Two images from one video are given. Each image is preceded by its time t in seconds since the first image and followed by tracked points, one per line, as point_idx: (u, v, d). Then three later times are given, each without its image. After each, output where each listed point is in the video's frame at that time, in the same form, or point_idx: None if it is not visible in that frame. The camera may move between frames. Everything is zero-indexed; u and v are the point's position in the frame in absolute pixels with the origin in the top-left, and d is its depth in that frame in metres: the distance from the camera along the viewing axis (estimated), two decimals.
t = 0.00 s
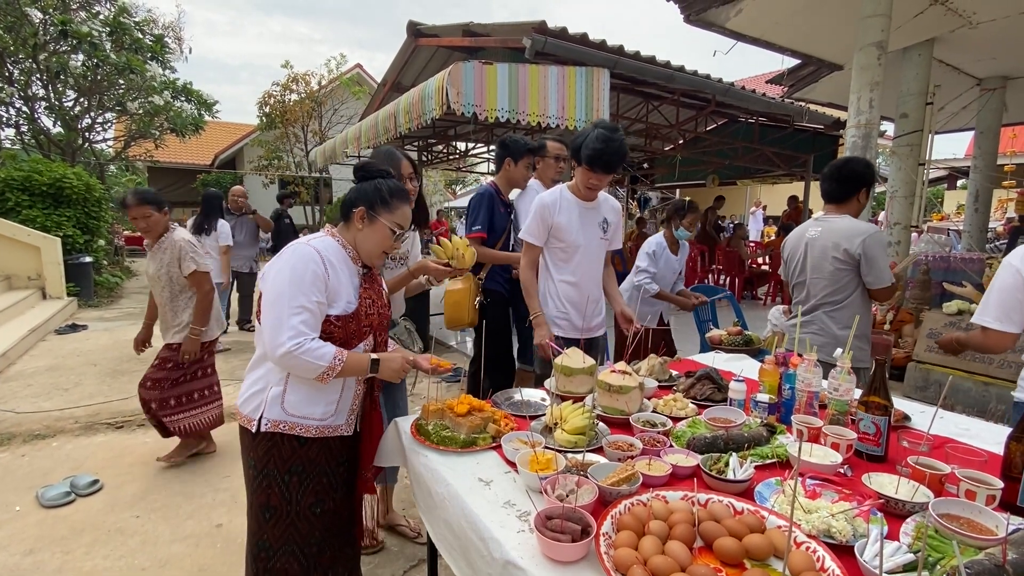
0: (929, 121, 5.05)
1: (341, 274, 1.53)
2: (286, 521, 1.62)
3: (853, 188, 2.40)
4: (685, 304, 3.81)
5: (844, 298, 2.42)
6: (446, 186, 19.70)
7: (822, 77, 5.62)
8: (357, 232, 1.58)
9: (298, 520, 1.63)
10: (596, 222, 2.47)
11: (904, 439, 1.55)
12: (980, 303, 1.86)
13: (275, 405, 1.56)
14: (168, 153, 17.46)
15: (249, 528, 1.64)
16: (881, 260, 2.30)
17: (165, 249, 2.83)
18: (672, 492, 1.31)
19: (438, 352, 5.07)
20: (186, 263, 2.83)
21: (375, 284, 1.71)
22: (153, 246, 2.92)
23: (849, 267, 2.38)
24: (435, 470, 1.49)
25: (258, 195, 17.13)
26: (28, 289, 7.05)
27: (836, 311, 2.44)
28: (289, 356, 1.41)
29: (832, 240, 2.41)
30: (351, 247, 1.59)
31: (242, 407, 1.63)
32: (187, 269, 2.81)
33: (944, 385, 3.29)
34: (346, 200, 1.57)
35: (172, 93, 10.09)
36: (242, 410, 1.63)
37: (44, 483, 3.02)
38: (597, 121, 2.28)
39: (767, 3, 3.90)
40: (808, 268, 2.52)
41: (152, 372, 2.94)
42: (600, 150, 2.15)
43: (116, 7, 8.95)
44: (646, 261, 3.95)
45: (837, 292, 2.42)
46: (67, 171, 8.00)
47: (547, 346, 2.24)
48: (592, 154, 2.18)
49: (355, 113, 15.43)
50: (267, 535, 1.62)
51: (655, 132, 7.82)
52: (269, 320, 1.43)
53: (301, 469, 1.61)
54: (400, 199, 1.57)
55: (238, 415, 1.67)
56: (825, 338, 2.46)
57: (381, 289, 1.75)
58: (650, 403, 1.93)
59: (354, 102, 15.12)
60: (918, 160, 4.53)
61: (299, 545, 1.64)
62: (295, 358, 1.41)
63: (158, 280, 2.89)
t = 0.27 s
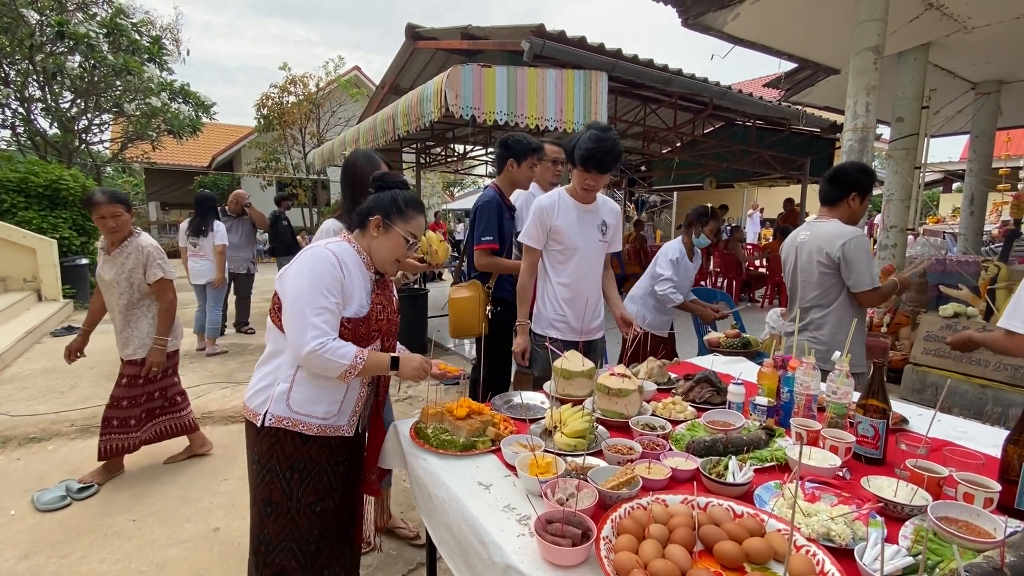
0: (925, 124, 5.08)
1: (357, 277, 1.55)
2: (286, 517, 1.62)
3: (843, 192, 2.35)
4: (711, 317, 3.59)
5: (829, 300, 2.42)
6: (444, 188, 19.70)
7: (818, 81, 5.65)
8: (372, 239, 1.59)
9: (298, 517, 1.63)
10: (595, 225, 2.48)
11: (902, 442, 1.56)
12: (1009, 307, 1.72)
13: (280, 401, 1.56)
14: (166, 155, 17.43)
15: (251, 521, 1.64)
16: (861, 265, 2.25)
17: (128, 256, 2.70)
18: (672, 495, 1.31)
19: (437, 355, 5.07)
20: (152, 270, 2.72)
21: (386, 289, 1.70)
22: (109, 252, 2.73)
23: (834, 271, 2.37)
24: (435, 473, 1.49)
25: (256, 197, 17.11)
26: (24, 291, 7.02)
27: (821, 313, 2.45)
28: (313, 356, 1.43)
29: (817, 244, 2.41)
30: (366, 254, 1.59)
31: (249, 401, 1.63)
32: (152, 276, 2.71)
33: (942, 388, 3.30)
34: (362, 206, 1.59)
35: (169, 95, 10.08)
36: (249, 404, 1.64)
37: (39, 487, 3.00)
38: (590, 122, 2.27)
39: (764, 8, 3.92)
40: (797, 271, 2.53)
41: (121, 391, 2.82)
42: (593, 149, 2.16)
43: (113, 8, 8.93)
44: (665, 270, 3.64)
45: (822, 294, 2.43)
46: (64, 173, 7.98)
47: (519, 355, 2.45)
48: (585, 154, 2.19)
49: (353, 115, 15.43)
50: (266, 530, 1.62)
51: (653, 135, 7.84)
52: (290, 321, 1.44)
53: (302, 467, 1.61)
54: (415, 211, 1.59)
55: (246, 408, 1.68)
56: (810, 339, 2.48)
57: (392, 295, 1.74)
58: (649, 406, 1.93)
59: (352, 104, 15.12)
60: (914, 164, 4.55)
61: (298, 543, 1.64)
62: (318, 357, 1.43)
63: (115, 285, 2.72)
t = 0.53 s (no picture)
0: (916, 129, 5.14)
1: (368, 283, 1.56)
2: (285, 517, 1.62)
3: (832, 198, 2.37)
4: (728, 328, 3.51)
5: (811, 302, 2.44)
6: (440, 190, 19.68)
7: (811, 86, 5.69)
8: (380, 248, 1.60)
9: (297, 517, 1.63)
10: (590, 228, 2.49)
11: (895, 446, 1.57)
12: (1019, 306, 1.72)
13: (283, 402, 1.56)
14: (159, 156, 17.34)
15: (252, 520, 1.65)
16: (837, 267, 2.28)
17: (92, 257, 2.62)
18: (667, 500, 1.32)
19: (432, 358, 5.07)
20: (122, 274, 2.66)
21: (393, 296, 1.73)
22: (70, 254, 2.63)
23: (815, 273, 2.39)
24: (430, 478, 1.49)
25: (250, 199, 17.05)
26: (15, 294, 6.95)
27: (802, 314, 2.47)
28: (336, 358, 1.44)
29: (799, 248, 2.44)
30: (374, 262, 1.60)
31: (251, 400, 1.62)
32: (123, 280, 2.65)
33: (933, 390, 3.33)
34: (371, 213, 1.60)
35: (163, 96, 10.03)
36: (251, 403, 1.63)
37: (29, 492, 2.97)
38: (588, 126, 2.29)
39: (757, 13, 3.95)
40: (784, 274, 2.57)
41: (107, 396, 2.74)
42: (591, 153, 2.16)
43: (106, 9, 8.88)
44: (682, 282, 3.41)
45: (804, 296, 2.46)
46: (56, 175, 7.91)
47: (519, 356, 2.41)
48: (584, 158, 2.19)
49: (348, 117, 15.42)
50: (267, 529, 1.62)
51: (648, 139, 7.89)
52: (310, 326, 1.44)
53: (302, 467, 1.60)
54: (425, 221, 1.59)
55: (247, 408, 1.66)
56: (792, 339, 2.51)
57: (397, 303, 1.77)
58: (643, 410, 1.94)
59: (348, 107, 15.10)
60: (905, 168, 4.59)
61: (298, 543, 1.64)
62: (342, 361, 1.45)
63: (80, 289, 2.61)
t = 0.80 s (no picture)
0: (903, 133, 5.21)
1: (361, 287, 1.57)
2: (284, 519, 1.61)
3: (829, 202, 2.38)
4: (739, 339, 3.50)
5: (804, 307, 2.46)
6: (432, 192, 19.63)
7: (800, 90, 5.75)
8: (376, 251, 1.60)
9: (296, 518, 1.62)
10: (579, 231, 2.50)
11: (882, 447, 1.59)
12: (1005, 310, 1.74)
13: (278, 404, 1.56)
14: (148, 157, 17.17)
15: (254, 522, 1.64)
16: (829, 271, 2.30)
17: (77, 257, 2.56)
18: (658, 503, 1.33)
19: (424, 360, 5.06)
20: (109, 273, 2.64)
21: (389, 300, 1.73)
22: (47, 255, 2.52)
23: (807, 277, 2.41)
24: (422, 483, 1.49)
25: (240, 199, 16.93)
26: None
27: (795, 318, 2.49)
28: (324, 361, 1.45)
29: (793, 252, 2.47)
30: (369, 265, 1.60)
31: (247, 402, 1.63)
32: (110, 280, 2.63)
33: (920, 392, 3.37)
34: (366, 217, 1.61)
35: (152, 96, 9.94)
36: (247, 405, 1.63)
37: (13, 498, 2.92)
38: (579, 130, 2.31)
39: (748, 18, 3.99)
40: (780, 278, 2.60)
41: (95, 396, 2.75)
42: (584, 158, 2.17)
43: (94, 8, 8.78)
44: (697, 293, 3.13)
45: (798, 300, 2.47)
46: (43, 175, 7.81)
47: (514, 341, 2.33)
48: (577, 162, 2.19)
49: (340, 118, 15.38)
50: (271, 527, 1.62)
51: (640, 141, 7.94)
52: (300, 328, 1.45)
53: (302, 468, 1.60)
54: (420, 224, 1.59)
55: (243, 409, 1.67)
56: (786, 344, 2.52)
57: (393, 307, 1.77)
58: (635, 413, 1.95)
59: (340, 107, 15.03)
60: (893, 172, 4.65)
61: (301, 544, 1.63)
62: (330, 364, 1.45)
63: (65, 290, 2.54)
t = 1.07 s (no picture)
0: (884, 138, 5.32)
1: (347, 289, 1.57)
2: (279, 523, 1.64)
3: (842, 206, 2.37)
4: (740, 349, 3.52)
5: (820, 317, 2.45)
6: (421, 193, 19.57)
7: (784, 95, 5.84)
8: (360, 252, 1.60)
9: (292, 521, 1.65)
10: (559, 232, 2.51)
11: (864, 445, 1.62)
12: (983, 313, 1.76)
13: (270, 413, 1.57)
14: (131, 156, 16.87)
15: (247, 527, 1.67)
16: (848, 282, 2.29)
17: (44, 255, 2.53)
18: (646, 502, 1.34)
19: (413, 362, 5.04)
20: (77, 271, 2.65)
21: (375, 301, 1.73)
22: (12, 253, 2.45)
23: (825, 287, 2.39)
24: (411, 485, 1.48)
25: (226, 200, 16.71)
26: None
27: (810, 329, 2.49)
28: (322, 366, 1.46)
29: (810, 259, 2.44)
30: (354, 267, 1.61)
31: (239, 412, 1.64)
32: (79, 278, 2.65)
33: (901, 391, 3.44)
34: (347, 219, 1.61)
35: (135, 94, 9.78)
36: (239, 414, 1.64)
37: None
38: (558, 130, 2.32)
39: (734, 23, 4.05)
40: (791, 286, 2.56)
41: (66, 403, 2.71)
42: (566, 161, 2.19)
43: (75, 4, 8.62)
44: (705, 300, 3.04)
45: (813, 310, 2.47)
46: (20, 174, 7.63)
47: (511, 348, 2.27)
48: (560, 166, 2.20)
49: (327, 118, 15.27)
50: (262, 535, 1.64)
51: (628, 144, 8.00)
52: (293, 335, 1.45)
53: (295, 473, 1.62)
54: (403, 222, 1.58)
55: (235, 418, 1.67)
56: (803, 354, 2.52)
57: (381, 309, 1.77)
58: (624, 413, 1.96)
59: (328, 108, 14.93)
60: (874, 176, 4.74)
61: (293, 547, 1.66)
62: (325, 370, 1.46)
63: (35, 289, 2.49)
